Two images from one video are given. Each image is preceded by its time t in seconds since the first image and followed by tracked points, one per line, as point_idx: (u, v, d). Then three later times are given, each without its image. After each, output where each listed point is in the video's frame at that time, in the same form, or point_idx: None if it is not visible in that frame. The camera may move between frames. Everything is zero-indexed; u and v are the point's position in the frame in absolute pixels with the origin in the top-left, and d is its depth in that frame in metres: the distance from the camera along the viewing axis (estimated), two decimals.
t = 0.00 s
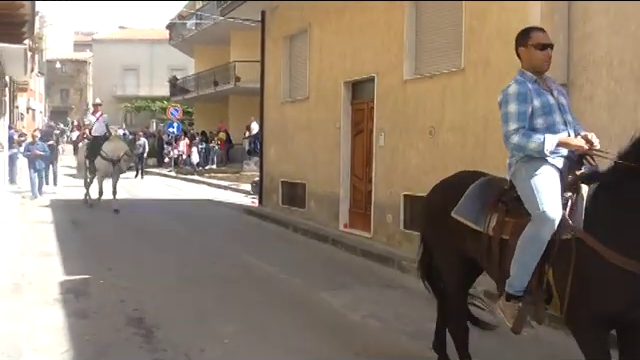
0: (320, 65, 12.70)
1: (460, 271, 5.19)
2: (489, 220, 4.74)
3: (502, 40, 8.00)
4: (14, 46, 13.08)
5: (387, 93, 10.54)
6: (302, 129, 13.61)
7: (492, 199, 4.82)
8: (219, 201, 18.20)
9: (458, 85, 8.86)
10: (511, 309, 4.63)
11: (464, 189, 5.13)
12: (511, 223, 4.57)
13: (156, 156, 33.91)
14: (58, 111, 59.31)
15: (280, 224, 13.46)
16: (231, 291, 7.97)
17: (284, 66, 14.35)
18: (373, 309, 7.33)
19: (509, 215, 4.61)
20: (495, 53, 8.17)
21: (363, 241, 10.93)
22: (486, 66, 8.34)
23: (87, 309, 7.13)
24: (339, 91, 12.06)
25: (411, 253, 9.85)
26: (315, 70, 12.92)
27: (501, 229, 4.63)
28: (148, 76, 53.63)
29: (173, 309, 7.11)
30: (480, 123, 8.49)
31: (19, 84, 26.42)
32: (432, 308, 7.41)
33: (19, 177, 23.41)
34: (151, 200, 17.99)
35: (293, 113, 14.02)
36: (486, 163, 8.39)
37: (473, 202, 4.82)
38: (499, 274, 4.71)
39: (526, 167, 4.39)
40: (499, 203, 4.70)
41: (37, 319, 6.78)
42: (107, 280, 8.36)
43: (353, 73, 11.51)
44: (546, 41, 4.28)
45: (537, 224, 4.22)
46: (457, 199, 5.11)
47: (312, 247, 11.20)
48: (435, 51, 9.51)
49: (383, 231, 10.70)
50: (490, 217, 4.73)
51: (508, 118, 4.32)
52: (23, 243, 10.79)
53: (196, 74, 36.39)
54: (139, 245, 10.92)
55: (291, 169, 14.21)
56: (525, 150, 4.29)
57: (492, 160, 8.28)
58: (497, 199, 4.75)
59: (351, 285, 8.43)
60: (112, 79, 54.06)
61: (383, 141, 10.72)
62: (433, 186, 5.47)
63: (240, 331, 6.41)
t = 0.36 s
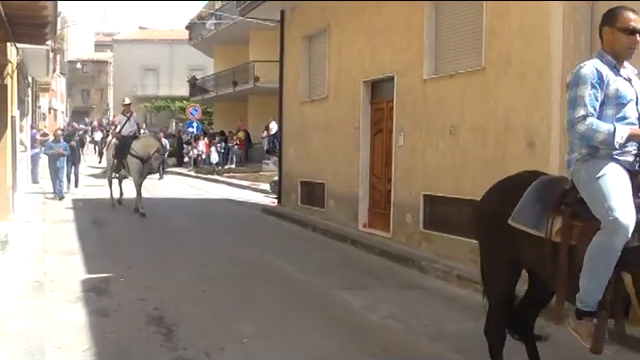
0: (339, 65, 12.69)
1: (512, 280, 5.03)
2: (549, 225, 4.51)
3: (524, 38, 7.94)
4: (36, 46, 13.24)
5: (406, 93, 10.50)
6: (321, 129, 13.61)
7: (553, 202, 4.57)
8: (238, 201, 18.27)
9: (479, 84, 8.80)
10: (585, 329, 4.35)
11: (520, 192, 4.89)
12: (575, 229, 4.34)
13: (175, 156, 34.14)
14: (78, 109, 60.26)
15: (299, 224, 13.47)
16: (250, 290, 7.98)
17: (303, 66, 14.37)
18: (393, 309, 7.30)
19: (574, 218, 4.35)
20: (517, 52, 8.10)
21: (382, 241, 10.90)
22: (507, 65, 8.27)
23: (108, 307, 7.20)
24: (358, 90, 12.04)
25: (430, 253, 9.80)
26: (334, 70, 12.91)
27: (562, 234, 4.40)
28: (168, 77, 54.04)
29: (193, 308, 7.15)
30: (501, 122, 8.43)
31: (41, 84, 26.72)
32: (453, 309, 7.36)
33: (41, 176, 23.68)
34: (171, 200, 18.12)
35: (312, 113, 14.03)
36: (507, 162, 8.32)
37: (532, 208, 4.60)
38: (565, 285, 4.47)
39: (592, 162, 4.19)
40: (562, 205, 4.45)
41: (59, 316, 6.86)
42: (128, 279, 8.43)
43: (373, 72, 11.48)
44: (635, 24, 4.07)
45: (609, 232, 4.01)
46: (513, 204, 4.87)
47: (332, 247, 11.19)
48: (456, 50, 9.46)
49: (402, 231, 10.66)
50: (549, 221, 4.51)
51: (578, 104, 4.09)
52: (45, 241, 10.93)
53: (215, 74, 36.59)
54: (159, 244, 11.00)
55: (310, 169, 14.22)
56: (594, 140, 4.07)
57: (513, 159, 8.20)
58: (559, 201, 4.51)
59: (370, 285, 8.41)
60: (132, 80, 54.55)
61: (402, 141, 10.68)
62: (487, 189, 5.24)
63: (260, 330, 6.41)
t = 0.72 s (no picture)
0: (359, 66, 12.67)
1: (556, 284, 5.05)
2: (600, 228, 4.48)
3: (546, 38, 7.86)
4: (59, 48, 13.40)
5: (426, 94, 10.46)
6: (340, 129, 13.60)
7: (606, 205, 4.56)
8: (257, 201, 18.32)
9: (500, 85, 8.72)
10: (623, 336, 4.37)
11: (570, 194, 4.94)
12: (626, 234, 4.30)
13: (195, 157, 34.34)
14: (100, 110, 60.93)
15: (318, 224, 13.46)
16: (270, 291, 8.00)
17: (323, 67, 14.36)
18: (413, 311, 7.26)
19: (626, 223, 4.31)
20: (538, 51, 8.02)
21: (402, 242, 10.86)
22: (529, 65, 8.19)
23: (130, 306, 7.25)
24: (377, 91, 12.01)
25: (451, 255, 9.75)
26: (353, 71, 12.90)
27: (613, 238, 4.37)
28: (188, 78, 54.36)
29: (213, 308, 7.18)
30: (522, 123, 8.35)
31: (64, 86, 27.05)
32: (473, 311, 7.31)
33: (63, 176, 23.94)
34: (191, 201, 18.23)
35: (332, 114, 14.03)
36: (528, 163, 8.24)
37: (584, 210, 4.60)
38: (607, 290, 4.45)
39: None
40: (615, 209, 4.42)
41: (80, 315, 6.92)
42: (149, 278, 8.49)
43: (392, 73, 11.45)
44: None
45: None
46: (565, 206, 4.90)
47: (351, 248, 11.17)
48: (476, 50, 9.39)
49: (422, 232, 10.62)
50: (601, 223, 4.48)
51: None
52: (68, 241, 11.05)
53: (235, 76, 36.74)
54: (180, 244, 11.07)
55: (329, 170, 14.22)
56: None
57: (535, 160, 8.12)
58: (613, 205, 4.48)
59: (390, 287, 8.38)
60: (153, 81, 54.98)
61: (422, 142, 10.63)
62: (537, 191, 5.32)
63: (280, 331, 6.42)
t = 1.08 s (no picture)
0: (377, 67, 12.64)
1: (602, 286, 5.00)
2: None
3: (566, 37, 7.79)
4: (79, 51, 13.52)
5: (445, 95, 10.42)
6: (358, 131, 13.58)
7: None
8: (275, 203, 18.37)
9: (519, 85, 8.66)
10: None
11: (617, 196, 4.97)
12: None
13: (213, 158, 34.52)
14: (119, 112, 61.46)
15: (336, 226, 13.47)
16: (288, 292, 8.02)
17: (341, 68, 14.35)
18: (431, 312, 7.23)
19: None
20: (558, 51, 7.95)
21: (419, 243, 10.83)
22: (548, 64, 8.12)
23: (149, 307, 7.30)
24: (395, 92, 11.99)
25: (469, 256, 9.70)
26: (371, 72, 12.88)
27: None
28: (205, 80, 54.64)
29: (231, 308, 7.21)
30: (542, 123, 8.29)
31: (84, 89, 27.34)
32: (491, 312, 7.27)
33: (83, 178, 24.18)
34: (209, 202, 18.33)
35: (349, 115, 14.02)
36: (548, 164, 8.18)
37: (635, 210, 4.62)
38: None
39: None
40: None
41: (100, 315, 6.99)
42: (167, 279, 8.54)
43: (411, 74, 11.41)
44: None
45: None
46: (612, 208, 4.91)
47: (369, 249, 11.16)
48: (495, 50, 9.33)
49: (440, 234, 10.58)
50: None
51: None
52: (88, 242, 11.16)
53: (252, 78, 36.84)
54: (198, 245, 11.13)
55: (347, 171, 14.21)
56: None
57: (555, 160, 8.06)
58: None
59: (408, 288, 8.36)
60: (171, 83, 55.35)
61: (440, 143, 10.59)
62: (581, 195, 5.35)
63: (297, 331, 6.44)
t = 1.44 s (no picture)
0: (391, 72, 12.63)
1: None
2: None
3: (582, 43, 7.74)
4: (96, 55, 13.65)
5: (460, 100, 10.38)
6: (373, 136, 13.57)
7: None
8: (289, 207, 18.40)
9: (534, 91, 8.62)
10: None
11: None
12: None
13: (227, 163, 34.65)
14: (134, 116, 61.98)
15: (350, 231, 13.46)
16: (302, 297, 8.00)
17: (356, 73, 14.36)
18: (445, 319, 7.18)
19: None
20: (575, 57, 7.90)
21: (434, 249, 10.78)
22: (564, 70, 8.08)
23: (163, 310, 7.32)
24: (410, 98, 11.97)
25: (484, 263, 9.63)
26: (386, 77, 12.87)
27: None
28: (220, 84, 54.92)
29: (245, 313, 7.21)
30: (558, 129, 8.23)
31: (100, 93, 27.56)
32: (507, 319, 7.21)
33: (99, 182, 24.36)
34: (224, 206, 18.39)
35: (364, 120, 14.02)
36: (564, 171, 8.12)
37: None
38: None
39: None
40: None
41: (115, 318, 7.01)
42: (182, 283, 8.57)
43: (426, 80, 11.39)
44: None
45: None
46: None
47: (383, 254, 11.13)
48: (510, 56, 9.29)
49: (455, 240, 10.52)
50: None
51: None
52: (103, 244, 11.24)
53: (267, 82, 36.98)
54: (212, 249, 11.16)
55: (361, 176, 14.20)
56: None
57: (571, 167, 8.00)
58: None
59: (423, 294, 8.31)
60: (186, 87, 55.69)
61: (455, 148, 10.55)
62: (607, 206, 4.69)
63: (311, 336, 6.42)
